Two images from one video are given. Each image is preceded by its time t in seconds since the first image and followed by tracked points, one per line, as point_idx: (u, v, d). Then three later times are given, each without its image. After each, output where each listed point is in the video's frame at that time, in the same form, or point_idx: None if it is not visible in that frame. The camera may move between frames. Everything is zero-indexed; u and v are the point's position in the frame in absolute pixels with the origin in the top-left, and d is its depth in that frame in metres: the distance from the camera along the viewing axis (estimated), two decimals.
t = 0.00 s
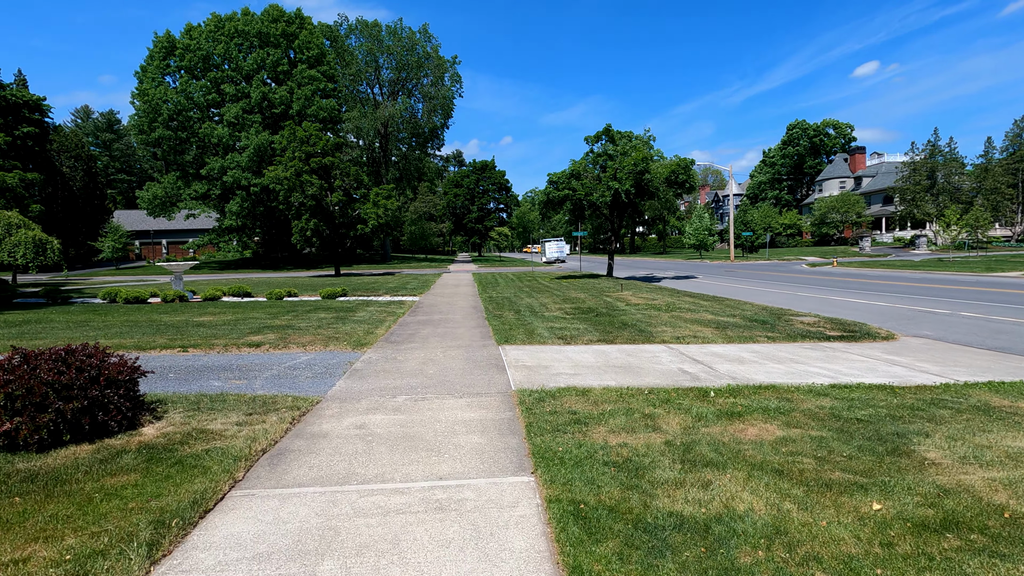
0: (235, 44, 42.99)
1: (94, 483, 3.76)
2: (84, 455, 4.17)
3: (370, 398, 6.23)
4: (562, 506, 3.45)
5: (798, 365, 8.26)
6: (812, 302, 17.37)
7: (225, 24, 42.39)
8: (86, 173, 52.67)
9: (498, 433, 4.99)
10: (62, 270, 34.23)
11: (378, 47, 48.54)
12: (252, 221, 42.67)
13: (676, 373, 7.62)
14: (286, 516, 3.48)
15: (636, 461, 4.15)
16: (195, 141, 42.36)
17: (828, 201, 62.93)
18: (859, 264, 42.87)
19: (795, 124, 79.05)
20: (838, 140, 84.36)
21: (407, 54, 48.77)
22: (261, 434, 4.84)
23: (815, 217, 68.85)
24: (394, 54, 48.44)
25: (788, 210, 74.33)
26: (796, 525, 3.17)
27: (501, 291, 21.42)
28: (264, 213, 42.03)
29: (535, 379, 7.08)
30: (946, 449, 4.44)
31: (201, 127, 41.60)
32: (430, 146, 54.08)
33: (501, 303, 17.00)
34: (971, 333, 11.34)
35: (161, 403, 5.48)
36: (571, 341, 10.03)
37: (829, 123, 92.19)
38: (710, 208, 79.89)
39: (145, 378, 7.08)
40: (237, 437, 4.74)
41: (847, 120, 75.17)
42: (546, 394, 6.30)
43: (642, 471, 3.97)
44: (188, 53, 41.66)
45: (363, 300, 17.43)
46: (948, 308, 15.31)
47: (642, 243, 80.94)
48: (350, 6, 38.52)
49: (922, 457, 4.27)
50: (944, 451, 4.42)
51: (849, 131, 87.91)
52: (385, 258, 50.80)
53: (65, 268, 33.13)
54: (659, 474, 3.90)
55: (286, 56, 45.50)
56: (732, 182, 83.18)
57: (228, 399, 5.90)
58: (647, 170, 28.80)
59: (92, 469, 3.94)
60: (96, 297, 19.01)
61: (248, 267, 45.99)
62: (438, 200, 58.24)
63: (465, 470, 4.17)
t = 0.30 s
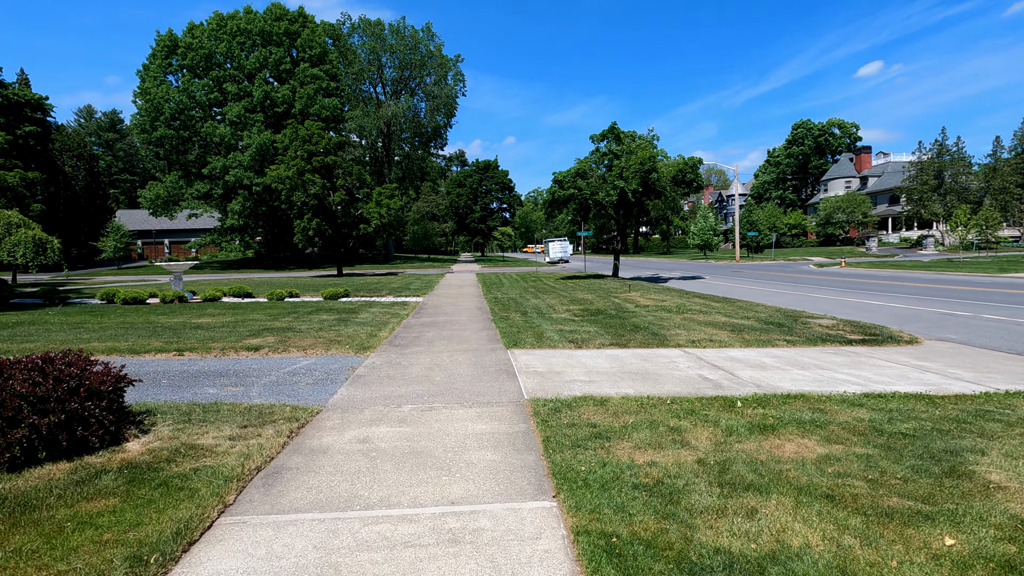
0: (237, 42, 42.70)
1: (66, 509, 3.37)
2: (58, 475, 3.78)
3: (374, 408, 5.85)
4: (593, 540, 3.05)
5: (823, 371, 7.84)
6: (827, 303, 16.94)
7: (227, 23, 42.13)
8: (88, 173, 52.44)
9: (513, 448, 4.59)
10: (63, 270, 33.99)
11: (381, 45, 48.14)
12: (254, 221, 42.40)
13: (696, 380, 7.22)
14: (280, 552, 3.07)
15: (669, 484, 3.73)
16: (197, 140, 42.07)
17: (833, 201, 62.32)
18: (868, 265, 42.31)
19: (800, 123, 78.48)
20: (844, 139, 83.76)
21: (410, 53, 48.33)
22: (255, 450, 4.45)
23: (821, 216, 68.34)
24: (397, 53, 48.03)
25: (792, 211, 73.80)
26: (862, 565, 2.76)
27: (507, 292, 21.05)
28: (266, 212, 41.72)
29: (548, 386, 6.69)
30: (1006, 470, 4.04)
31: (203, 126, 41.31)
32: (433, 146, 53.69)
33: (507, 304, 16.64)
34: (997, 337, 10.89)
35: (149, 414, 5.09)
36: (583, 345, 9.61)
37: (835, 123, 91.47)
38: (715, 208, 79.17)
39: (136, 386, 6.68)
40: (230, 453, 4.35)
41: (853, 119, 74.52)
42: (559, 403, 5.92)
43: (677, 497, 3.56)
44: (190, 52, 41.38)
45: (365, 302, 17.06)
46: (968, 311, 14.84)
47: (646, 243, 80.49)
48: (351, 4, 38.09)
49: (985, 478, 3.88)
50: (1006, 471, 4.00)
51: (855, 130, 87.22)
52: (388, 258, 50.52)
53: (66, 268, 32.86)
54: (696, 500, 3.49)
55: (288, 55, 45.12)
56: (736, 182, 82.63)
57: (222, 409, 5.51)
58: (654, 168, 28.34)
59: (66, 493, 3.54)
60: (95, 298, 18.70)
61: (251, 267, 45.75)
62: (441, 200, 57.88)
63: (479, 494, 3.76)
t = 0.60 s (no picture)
0: (239, 42, 42.42)
1: (24, 540, 2.98)
2: (21, 498, 3.40)
3: (374, 418, 5.44)
4: None
5: (850, 378, 7.41)
6: (840, 305, 16.50)
7: (228, 23, 41.83)
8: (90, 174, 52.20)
9: (526, 465, 4.19)
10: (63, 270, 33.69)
11: (383, 45, 47.78)
12: (256, 221, 42.10)
13: (715, 387, 6.80)
14: None
15: (702, 510, 3.33)
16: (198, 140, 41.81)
17: (838, 201, 61.71)
18: (876, 265, 41.77)
19: (804, 123, 77.94)
20: (849, 139, 83.17)
21: (412, 53, 47.95)
22: (243, 468, 4.05)
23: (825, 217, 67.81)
24: (399, 52, 47.67)
25: (797, 211, 73.28)
26: None
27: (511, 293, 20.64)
28: (267, 212, 41.41)
29: (559, 394, 6.28)
30: None
31: (204, 126, 40.99)
32: (436, 146, 53.34)
33: (512, 305, 16.23)
34: (1023, 340, 10.47)
35: (128, 428, 4.69)
36: (593, 349, 9.19)
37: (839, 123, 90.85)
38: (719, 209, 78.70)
39: (122, 394, 6.29)
40: (215, 471, 3.96)
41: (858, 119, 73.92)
42: (572, 413, 5.52)
43: (714, 528, 3.15)
44: (191, 52, 41.09)
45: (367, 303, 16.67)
46: (988, 313, 14.39)
47: (649, 244, 80.04)
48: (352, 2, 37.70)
49: None
50: None
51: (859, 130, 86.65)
52: (390, 259, 50.17)
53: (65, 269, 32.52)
54: (737, 531, 3.09)
55: (290, 54, 44.81)
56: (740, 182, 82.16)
57: (210, 420, 5.11)
58: (660, 168, 27.91)
59: (26, 522, 3.14)
60: (91, 299, 18.33)
61: (253, 267, 45.43)
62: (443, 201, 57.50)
63: (490, 520, 3.37)
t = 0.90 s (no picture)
0: (238, 41, 42.00)
1: None
2: None
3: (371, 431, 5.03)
4: None
5: (876, 385, 6.99)
6: (851, 305, 16.11)
7: (227, 21, 41.42)
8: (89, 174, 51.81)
9: (537, 489, 3.77)
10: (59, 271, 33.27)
11: (383, 43, 47.33)
12: (255, 221, 41.73)
13: (735, 396, 6.38)
14: None
15: (743, 547, 2.92)
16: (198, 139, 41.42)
17: (840, 201, 60.94)
18: (881, 265, 41.32)
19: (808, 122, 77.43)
20: (852, 138, 82.68)
21: (412, 51, 47.50)
22: (223, 493, 3.63)
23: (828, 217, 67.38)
24: (400, 51, 47.23)
25: (799, 211, 72.82)
26: None
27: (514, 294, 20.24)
28: (267, 212, 41.00)
29: (569, 404, 5.86)
30: None
31: (203, 125, 40.55)
32: (437, 146, 52.92)
33: (515, 307, 15.82)
34: None
35: (99, 445, 4.27)
36: (602, 354, 8.76)
37: (842, 122, 90.36)
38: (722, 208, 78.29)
39: (101, 404, 5.87)
40: (190, 497, 3.54)
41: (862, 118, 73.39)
42: (584, 426, 5.10)
43: (761, 572, 2.73)
44: (190, 50, 40.68)
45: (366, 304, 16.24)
46: (1004, 314, 13.99)
47: (651, 244, 79.54)
48: None
49: None
50: None
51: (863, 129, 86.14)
52: (391, 259, 49.76)
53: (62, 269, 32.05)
54: None
55: (290, 53, 44.36)
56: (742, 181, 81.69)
57: (192, 434, 4.70)
58: (664, 166, 27.50)
59: None
60: (84, 300, 17.89)
61: (252, 268, 45.04)
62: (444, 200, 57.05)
63: (500, 558, 2.95)
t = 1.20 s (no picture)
0: (237, 39, 41.55)
1: None
2: None
3: (369, 447, 4.61)
4: None
5: (907, 392, 6.57)
6: (863, 306, 15.69)
7: (226, 20, 40.99)
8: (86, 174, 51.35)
9: (555, 517, 3.36)
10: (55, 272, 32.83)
11: (383, 42, 46.90)
12: (254, 221, 41.33)
13: (760, 404, 5.95)
14: None
15: None
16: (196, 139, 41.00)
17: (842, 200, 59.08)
18: (884, 265, 40.88)
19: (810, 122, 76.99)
20: (854, 138, 82.25)
21: (412, 50, 47.06)
22: (202, 523, 3.22)
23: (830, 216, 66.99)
24: (399, 49, 46.78)
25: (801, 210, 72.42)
26: None
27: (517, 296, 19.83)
28: (266, 212, 40.56)
29: (582, 414, 5.46)
30: None
31: (202, 125, 40.11)
32: (437, 145, 52.52)
33: (519, 308, 15.41)
34: None
35: (65, 465, 3.84)
36: (612, 358, 8.35)
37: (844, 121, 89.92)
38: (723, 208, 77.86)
39: (79, 415, 5.46)
40: (164, 529, 3.13)
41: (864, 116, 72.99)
42: (600, 440, 4.68)
43: None
44: (188, 50, 40.26)
45: (366, 306, 15.82)
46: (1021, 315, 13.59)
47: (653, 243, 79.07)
48: None
49: None
50: None
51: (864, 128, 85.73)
52: (391, 259, 49.34)
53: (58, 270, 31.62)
54: None
55: (289, 52, 43.91)
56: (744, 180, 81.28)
57: (172, 451, 4.28)
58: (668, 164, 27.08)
59: None
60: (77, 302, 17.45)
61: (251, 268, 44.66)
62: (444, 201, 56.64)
63: None
